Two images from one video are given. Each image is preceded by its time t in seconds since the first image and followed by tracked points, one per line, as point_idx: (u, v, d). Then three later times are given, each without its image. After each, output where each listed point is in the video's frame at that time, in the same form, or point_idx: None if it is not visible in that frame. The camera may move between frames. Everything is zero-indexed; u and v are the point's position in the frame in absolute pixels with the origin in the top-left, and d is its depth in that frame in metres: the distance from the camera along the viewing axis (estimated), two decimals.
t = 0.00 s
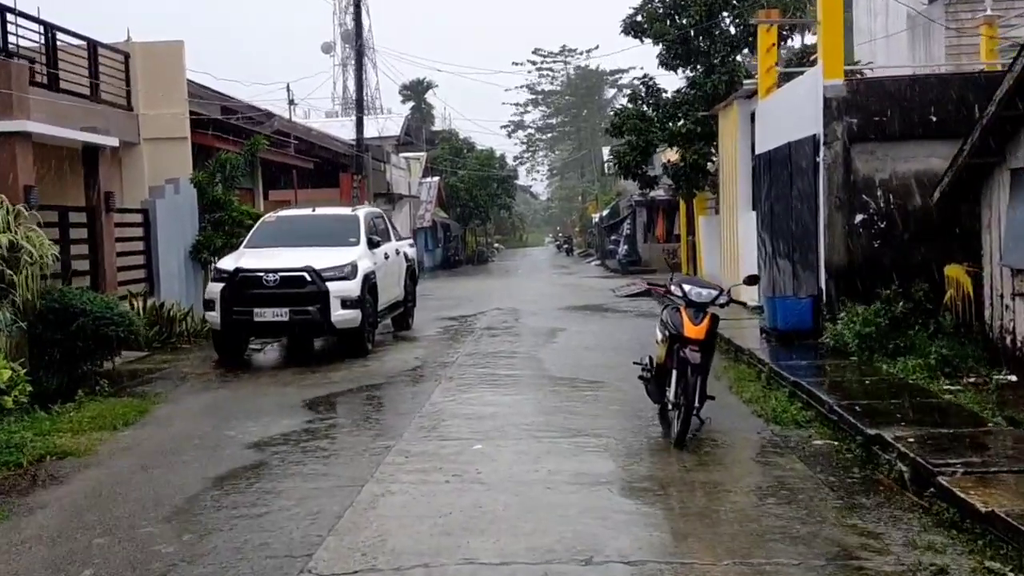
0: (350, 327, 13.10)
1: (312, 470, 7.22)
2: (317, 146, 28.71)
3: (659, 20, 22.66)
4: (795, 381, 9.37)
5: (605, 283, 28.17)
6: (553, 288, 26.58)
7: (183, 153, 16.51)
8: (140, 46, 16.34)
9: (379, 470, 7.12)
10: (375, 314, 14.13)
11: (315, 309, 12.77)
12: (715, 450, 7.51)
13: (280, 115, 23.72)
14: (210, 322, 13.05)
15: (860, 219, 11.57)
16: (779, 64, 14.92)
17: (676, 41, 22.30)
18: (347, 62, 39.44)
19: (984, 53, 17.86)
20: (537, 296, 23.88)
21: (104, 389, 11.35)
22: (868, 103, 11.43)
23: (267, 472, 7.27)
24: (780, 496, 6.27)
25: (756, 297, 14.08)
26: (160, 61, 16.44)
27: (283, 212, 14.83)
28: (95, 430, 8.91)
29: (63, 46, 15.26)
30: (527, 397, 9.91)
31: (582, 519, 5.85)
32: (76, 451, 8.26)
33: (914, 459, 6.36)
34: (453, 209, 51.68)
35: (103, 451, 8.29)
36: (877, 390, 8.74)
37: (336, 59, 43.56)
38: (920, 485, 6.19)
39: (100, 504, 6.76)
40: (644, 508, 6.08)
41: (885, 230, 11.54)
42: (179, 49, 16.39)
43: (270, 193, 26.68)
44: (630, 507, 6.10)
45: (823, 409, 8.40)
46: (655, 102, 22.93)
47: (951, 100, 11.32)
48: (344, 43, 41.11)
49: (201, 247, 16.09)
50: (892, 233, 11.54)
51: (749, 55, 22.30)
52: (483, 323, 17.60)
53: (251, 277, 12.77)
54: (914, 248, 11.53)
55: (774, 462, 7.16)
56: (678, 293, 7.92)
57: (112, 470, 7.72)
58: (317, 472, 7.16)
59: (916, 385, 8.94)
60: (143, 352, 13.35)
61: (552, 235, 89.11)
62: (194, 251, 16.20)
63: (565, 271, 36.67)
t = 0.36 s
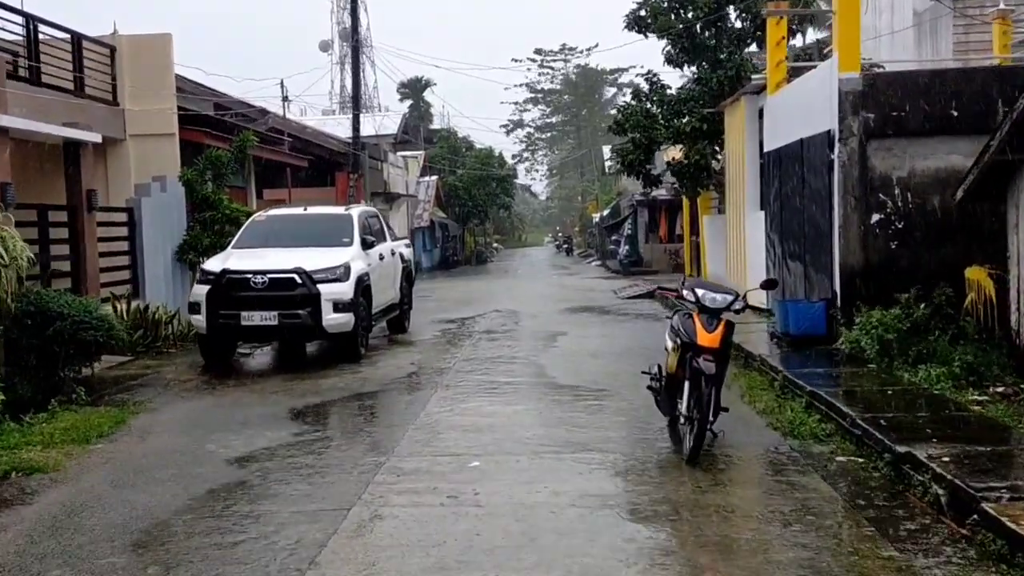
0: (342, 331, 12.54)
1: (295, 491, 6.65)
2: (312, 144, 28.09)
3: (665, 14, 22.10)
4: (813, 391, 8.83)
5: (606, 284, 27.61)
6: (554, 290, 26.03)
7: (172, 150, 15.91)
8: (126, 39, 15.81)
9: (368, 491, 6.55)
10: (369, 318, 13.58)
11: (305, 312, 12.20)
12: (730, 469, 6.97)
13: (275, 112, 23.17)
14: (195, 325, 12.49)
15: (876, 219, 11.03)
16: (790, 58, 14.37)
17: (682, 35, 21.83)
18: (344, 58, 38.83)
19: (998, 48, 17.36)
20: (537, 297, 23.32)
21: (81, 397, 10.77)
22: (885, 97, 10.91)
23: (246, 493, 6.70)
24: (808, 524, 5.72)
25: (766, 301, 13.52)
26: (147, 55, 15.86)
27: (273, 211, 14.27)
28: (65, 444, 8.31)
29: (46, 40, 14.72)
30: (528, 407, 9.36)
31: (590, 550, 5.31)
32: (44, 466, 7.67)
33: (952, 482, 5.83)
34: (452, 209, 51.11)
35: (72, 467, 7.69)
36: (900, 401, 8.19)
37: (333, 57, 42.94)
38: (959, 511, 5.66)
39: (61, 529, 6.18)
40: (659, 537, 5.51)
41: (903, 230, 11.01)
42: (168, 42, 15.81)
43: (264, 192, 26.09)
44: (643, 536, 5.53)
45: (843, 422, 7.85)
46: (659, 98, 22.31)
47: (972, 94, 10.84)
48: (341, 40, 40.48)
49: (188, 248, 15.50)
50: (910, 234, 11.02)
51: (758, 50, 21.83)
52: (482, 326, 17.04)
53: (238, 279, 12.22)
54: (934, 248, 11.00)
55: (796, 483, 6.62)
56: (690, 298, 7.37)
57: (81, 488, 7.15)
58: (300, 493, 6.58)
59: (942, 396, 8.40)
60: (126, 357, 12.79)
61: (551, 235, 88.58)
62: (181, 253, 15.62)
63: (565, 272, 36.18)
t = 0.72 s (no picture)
0: (333, 335, 12.01)
1: (273, 513, 6.09)
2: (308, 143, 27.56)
3: (667, 7, 21.91)
4: (831, 401, 8.30)
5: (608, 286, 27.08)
6: (554, 292, 25.49)
7: (158, 146, 15.42)
8: (111, 30, 15.29)
9: (352, 513, 6.00)
10: (363, 322, 13.04)
11: (294, 315, 11.67)
12: (746, 488, 6.44)
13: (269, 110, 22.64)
14: (181, 329, 11.96)
15: (894, 219, 10.49)
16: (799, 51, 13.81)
17: (687, 28, 21.28)
18: (342, 56, 38.32)
19: (1011, 41, 16.76)
20: (537, 300, 22.80)
21: (54, 404, 10.03)
22: (903, 90, 10.36)
23: (220, 515, 6.14)
24: (837, 553, 5.19)
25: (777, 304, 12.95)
26: (133, 46, 15.34)
27: (263, 210, 13.74)
28: (32, 457, 7.73)
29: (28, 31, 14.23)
30: (528, 417, 8.82)
31: None
32: (8, 481, 7.11)
33: (994, 506, 5.31)
34: (451, 209, 50.58)
35: (36, 483, 7.12)
36: (926, 412, 7.64)
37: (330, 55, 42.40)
38: (1004, 539, 5.14)
39: (14, 555, 5.61)
40: (673, 569, 4.97)
41: (921, 230, 10.47)
42: (155, 33, 15.30)
43: (259, 191, 25.53)
44: (655, 568, 4.99)
45: (866, 435, 7.31)
46: (663, 95, 21.87)
47: (995, 87, 10.31)
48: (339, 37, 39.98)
49: (177, 248, 14.95)
50: (929, 234, 10.47)
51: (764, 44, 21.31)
52: (481, 330, 16.50)
53: (224, 280, 11.70)
54: (954, 250, 10.46)
55: (820, 504, 6.08)
56: (700, 302, 6.83)
57: (44, 506, 6.60)
58: (278, 515, 6.02)
59: (970, 407, 7.87)
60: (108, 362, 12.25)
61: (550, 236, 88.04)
62: (168, 254, 14.99)
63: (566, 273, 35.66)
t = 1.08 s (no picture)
0: (324, 339, 11.50)
1: (251, 539, 5.59)
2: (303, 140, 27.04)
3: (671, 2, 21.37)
4: (850, 412, 7.80)
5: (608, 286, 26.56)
6: (554, 292, 24.98)
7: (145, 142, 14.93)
8: (95, 24, 14.84)
9: (337, 540, 5.50)
10: (356, 325, 12.53)
11: (283, 319, 11.16)
12: (766, 510, 5.94)
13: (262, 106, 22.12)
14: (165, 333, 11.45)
15: (912, 218, 9.97)
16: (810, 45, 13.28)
17: (693, 24, 20.88)
18: (338, 52, 37.79)
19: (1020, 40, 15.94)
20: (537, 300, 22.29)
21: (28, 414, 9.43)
22: (922, 83, 9.85)
23: (194, 541, 5.63)
24: None
25: (785, 307, 12.44)
26: (119, 40, 14.89)
27: (253, 208, 13.22)
28: None
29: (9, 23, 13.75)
30: (529, 429, 8.31)
31: None
32: None
33: None
34: (449, 208, 50.06)
35: None
36: (954, 425, 7.14)
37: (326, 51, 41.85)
38: None
39: None
40: None
41: (941, 231, 9.96)
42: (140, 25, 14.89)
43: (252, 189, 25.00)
44: None
45: (892, 451, 6.81)
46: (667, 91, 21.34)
47: (1017, 81, 9.82)
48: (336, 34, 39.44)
49: (164, 248, 14.43)
50: (949, 235, 9.97)
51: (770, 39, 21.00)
52: (478, 332, 15.98)
53: (210, 283, 11.19)
54: (974, 251, 9.97)
55: (848, 529, 5.58)
56: (715, 309, 6.32)
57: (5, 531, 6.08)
58: (256, 542, 5.51)
59: (1000, 419, 7.38)
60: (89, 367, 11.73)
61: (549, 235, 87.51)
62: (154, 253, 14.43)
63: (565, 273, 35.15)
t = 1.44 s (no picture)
0: (315, 344, 11.02)
1: (228, 569, 5.12)
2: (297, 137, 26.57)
3: None
4: (872, 425, 7.33)
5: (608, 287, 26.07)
6: (553, 292, 24.50)
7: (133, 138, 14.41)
8: (83, 16, 14.32)
9: (323, 571, 5.03)
10: (349, 329, 12.05)
11: (272, 323, 10.68)
12: (788, 535, 5.48)
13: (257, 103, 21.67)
14: (149, 337, 10.97)
15: (933, 218, 9.51)
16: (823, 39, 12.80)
17: (697, 18, 20.39)
18: (334, 48, 37.29)
19: None
20: (535, 301, 21.81)
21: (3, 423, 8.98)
22: (944, 77, 9.38)
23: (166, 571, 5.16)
24: None
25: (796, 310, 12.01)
26: (106, 32, 14.34)
27: (243, 207, 12.73)
28: None
29: None
30: (530, 442, 7.84)
31: None
32: None
33: None
34: (446, 206, 49.56)
35: None
36: (986, 441, 6.67)
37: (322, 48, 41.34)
38: None
39: None
40: None
41: (962, 230, 9.50)
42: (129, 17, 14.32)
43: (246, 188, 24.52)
44: None
45: (921, 469, 6.34)
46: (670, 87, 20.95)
47: None
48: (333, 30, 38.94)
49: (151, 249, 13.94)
50: (971, 235, 9.51)
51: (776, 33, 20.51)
52: (476, 335, 15.50)
53: (196, 285, 10.70)
54: (997, 251, 9.50)
55: (881, 558, 5.11)
56: (734, 317, 5.85)
57: None
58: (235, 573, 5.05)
59: None
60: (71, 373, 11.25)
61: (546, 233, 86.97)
62: (140, 253, 13.91)
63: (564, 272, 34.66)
